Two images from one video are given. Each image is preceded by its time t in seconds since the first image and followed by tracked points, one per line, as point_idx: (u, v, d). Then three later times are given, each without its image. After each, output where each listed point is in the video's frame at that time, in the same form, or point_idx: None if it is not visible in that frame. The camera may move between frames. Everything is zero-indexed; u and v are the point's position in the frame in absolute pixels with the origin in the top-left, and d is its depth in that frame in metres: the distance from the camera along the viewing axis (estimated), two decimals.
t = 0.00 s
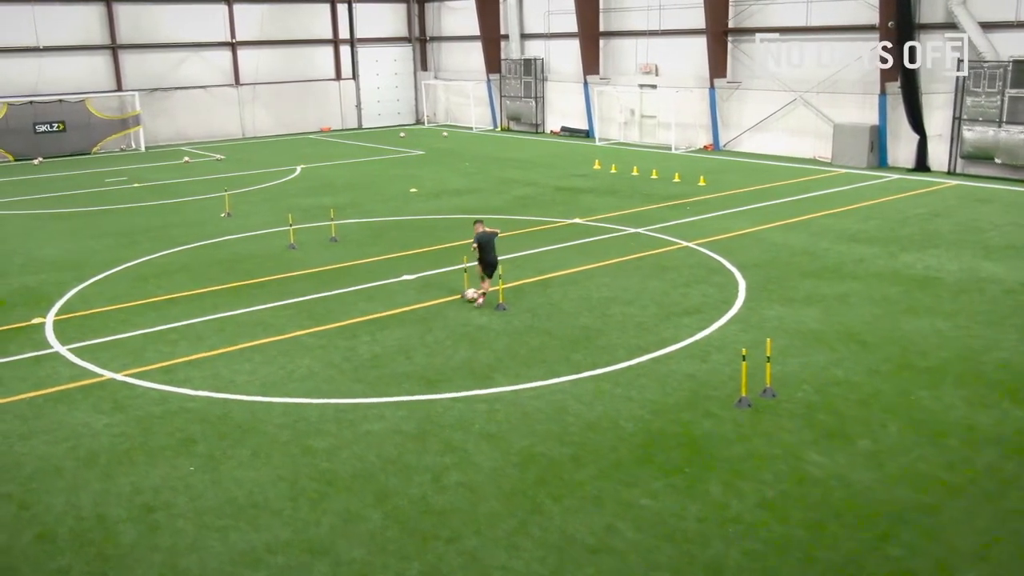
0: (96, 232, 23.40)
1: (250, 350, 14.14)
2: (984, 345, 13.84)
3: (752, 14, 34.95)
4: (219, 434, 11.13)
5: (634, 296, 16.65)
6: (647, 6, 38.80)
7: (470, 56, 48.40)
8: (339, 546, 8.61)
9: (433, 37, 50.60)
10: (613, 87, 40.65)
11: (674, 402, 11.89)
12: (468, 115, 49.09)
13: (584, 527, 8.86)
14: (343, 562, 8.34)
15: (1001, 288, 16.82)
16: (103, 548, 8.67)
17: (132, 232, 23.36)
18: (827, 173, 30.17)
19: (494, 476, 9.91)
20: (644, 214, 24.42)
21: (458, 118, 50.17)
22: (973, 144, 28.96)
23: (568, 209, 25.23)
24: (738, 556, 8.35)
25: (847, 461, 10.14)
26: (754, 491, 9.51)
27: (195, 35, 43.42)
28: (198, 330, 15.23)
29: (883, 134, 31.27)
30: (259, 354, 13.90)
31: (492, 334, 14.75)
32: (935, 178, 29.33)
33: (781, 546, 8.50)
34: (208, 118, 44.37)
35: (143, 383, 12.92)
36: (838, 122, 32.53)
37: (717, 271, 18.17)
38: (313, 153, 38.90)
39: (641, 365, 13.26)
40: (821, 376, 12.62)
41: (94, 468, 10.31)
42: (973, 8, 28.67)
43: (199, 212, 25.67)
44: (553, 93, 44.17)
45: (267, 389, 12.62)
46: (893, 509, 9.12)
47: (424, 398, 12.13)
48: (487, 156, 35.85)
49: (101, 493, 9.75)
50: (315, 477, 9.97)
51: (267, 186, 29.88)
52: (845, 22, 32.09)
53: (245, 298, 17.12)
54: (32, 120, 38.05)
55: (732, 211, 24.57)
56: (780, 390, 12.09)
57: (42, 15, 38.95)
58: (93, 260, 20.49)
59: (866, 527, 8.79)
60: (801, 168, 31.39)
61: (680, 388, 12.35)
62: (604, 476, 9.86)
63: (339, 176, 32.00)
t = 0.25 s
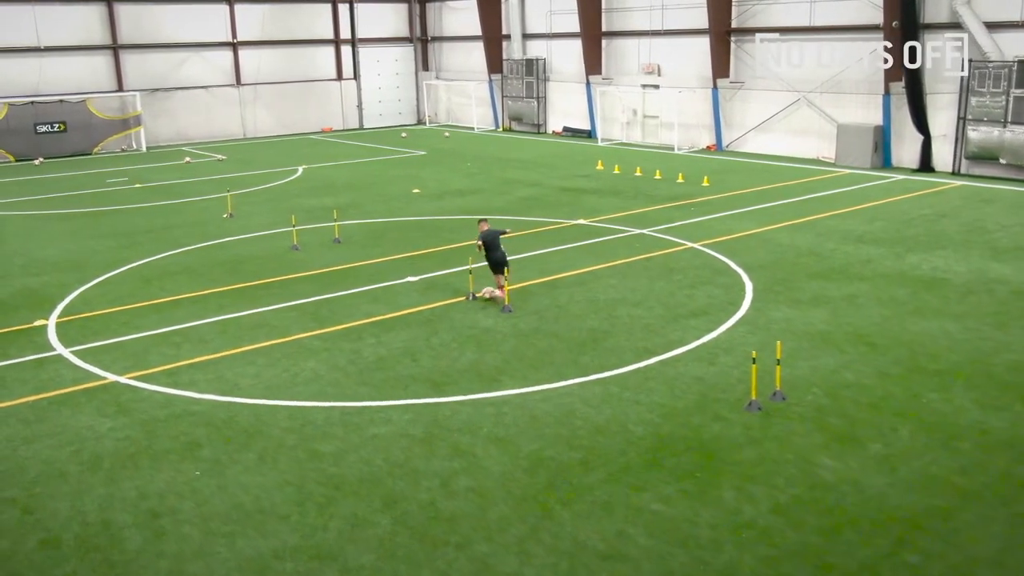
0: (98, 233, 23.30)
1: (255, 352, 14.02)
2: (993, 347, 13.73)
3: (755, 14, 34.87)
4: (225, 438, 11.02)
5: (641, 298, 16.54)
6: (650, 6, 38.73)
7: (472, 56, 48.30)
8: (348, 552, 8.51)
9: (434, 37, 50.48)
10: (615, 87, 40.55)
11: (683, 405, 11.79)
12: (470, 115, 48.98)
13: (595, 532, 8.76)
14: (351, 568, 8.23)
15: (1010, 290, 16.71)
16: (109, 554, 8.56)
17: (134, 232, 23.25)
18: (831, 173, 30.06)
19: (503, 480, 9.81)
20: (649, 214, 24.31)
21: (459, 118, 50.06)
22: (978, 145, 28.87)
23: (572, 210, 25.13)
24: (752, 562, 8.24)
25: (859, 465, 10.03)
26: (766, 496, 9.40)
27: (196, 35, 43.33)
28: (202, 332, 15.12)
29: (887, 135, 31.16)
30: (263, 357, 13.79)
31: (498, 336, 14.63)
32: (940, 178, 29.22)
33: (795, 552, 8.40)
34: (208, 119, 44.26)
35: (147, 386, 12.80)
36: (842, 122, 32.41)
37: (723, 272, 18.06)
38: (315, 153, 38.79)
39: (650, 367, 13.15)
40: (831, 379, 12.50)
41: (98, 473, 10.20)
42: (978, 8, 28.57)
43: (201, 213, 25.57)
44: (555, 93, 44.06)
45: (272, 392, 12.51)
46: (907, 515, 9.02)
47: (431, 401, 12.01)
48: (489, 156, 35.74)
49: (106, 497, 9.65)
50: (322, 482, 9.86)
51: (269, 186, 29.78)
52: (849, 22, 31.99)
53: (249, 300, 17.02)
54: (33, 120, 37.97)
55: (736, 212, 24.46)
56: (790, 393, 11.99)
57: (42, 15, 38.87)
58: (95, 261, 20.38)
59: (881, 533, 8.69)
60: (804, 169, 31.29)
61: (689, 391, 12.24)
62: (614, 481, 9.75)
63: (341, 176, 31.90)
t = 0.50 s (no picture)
0: (100, 233, 23.18)
1: (259, 355, 13.90)
2: (1004, 350, 13.63)
3: (758, 14, 34.75)
4: (230, 442, 10.90)
5: (647, 299, 16.43)
6: (652, 6, 38.62)
7: (473, 56, 48.19)
8: (357, 558, 8.41)
9: (436, 37, 50.34)
10: (617, 87, 40.43)
11: (693, 408, 11.68)
12: (472, 116, 48.85)
13: (607, 537, 8.66)
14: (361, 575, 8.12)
15: (1018, 291, 16.61)
16: (115, 560, 8.46)
17: (136, 233, 23.14)
18: (835, 173, 29.95)
19: (513, 485, 9.69)
20: (653, 215, 24.20)
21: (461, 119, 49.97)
22: (982, 145, 28.75)
23: (576, 211, 25.02)
24: (766, 568, 8.15)
25: (872, 469, 9.93)
26: (779, 501, 9.29)
27: (197, 35, 43.22)
28: (206, 334, 15.02)
29: (891, 135, 31.03)
30: (268, 359, 13.67)
31: (504, 338, 14.51)
32: (945, 178, 29.08)
33: (809, 559, 8.29)
34: (210, 119, 44.13)
35: (151, 389, 12.68)
36: (846, 123, 32.28)
37: (730, 274, 17.95)
38: (317, 153, 38.69)
39: (658, 370, 13.05)
40: (841, 381, 12.40)
41: (103, 477, 10.09)
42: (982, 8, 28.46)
43: (204, 214, 25.45)
44: (557, 93, 43.95)
45: (277, 395, 12.40)
46: (923, 520, 8.91)
47: (439, 404, 11.90)
48: (492, 156, 35.61)
49: (111, 502, 9.53)
50: (329, 486, 9.75)
51: (271, 186, 29.67)
52: (853, 22, 31.86)
53: (252, 302, 16.92)
54: (34, 120, 37.87)
55: (741, 212, 24.34)
56: (801, 396, 11.87)
57: (43, 15, 38.79)
58: (97, 263, 20.25)
59: (896, 539, 8.59)
60: (808, 169, 31.17)
61: (699, 395, 12.12)
62: (625, 486, 9.64)
63: (343, 177, 31.80)
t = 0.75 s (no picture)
0: (134, 249, 21.35)
1: (348, 401, 12.10)
2: None
3: (816, 11, 32.96)
4: (344, 522, 9.09)
5: (768, 329, 14.65)
6: (698, 3, 36.81)
7: (502, 56, 46.36)
8: None
9: (461, 37, 48.56)
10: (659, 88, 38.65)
11: (883, 477, 9.89)
12: (500, 118, 47.03)
13: None
14: None
15: None
16: None
17: (174, 249, 21.32)
18: (908, 181, 28.18)
19: None
20: (731, 227, 22.41)
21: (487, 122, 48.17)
22: None
23: (646, 223, 23.20)
24: None
25: None
26: None
27: (217, 35, 41.44)
28: (279, 374, 13.17)
29: (964, 139, 29.21)
30: (360, 407, 11.86)
31: (623, 379, 12.71)
32: None
33: None
34: (230, 122, 42.29)
35: (233, 446, 10.87)
36: (913, 126, 30.50)
37: (848, 299, 16.17)
38: (346, 159, 36.82)
39: (819, 422, 11.23)
40: None
41: (200, 573, 8.28)
42: None
43: (242, 227, 23.63)
44: (592, 95, 42.16)
45: (383, 455, 10.57)
46: None
47: (578, 469, 10.10)
48: (533, 162, 33.82)
49: None
50: None
51: (308, 195, 27.80)
52: (923, 19, 30.06)
53: (322, 332, 15.06)
54: (49, 125, 36.03)
55: (825, 224, 22.57)
56: (1004, 459, 10.09)
57: (58, 15, 37.04)
58: (137, 284, 18.43)
59: None
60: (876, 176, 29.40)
61: (881, 457, 10.34)
62: None
63: (382, 184, 29.94)
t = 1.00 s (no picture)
0: (147, 257, 20.66)
1: (387, 423, 11.40)
2: None
3: (839, 10, 32.25)
4: (396, 562, 8.39)
5: (821, 344, 13.96)
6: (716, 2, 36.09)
7: (513, 57, 45.67)
8: None
9: (471, 37, 47.90)
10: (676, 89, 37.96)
11: (976, 510, 9.17)
12: (511, 120, 46.33)
13: None
14: None
15: None
16: None
17: (188, 257, 20.62)
18: (938, 184, 27.49)
19: None
20: (763, 233, 21.73)
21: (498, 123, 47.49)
22: None
23: (674, 229, 22.51)
24: None
25: None
26: None
27: (224, 36, 40.78)
28: (310, 393, 12.44)
29: (992, 141, 28.43)
30: (401, 431, 11.17)
31: (676, 399, 12.02)
32: None
33: None
34: (238, 124, 41.57)
35: (269, 475, 10.16)
36: (940, 128, 29.80)
37: (898, 310, 15.48)
38: (358, 161, 36.10)
39: (895, 448, 10.53)
40: None
41: None
42: None
43: (257, 233, 22.93)
44: (606, 96, 41.48)
45: (430, 485, 9.86)
46: None
47: (642, 501, 9.41)
48: (550, 165, 33.12)
49: None
50: None
51: (322, 200, 27.05)
52: (951, 18, 29.32)
53: (350, 347, 14.33)
54: (53, 128, 35.31)
55: (860, 229, 21.89)
56: None
57: (63, 16, 36.36)
58: (153, 294, 17.74)
59: None
60: (903, 178, 28.71)
61: (965, 487, 9.65)
62: None
63: (397, 188, 29.20)
